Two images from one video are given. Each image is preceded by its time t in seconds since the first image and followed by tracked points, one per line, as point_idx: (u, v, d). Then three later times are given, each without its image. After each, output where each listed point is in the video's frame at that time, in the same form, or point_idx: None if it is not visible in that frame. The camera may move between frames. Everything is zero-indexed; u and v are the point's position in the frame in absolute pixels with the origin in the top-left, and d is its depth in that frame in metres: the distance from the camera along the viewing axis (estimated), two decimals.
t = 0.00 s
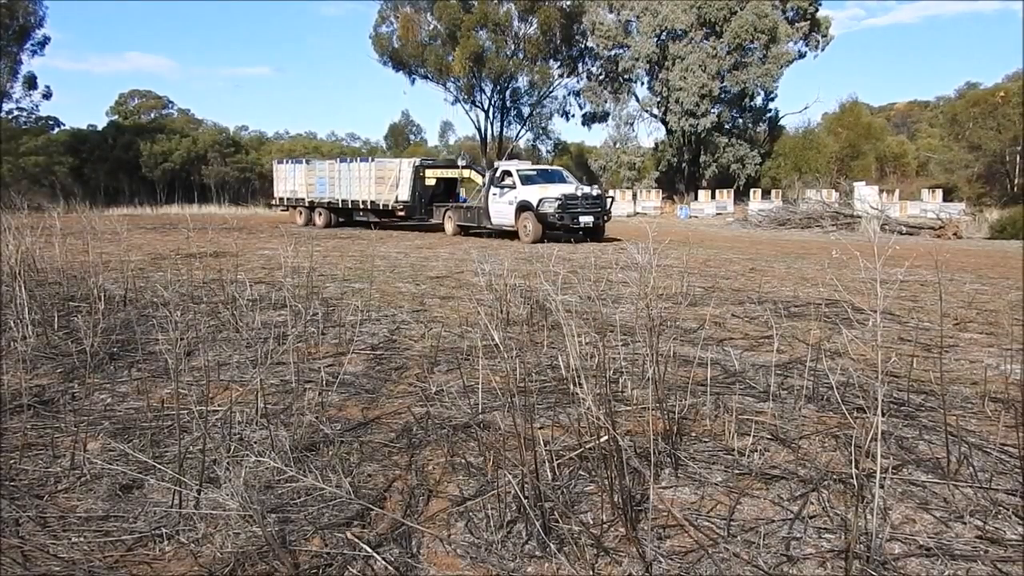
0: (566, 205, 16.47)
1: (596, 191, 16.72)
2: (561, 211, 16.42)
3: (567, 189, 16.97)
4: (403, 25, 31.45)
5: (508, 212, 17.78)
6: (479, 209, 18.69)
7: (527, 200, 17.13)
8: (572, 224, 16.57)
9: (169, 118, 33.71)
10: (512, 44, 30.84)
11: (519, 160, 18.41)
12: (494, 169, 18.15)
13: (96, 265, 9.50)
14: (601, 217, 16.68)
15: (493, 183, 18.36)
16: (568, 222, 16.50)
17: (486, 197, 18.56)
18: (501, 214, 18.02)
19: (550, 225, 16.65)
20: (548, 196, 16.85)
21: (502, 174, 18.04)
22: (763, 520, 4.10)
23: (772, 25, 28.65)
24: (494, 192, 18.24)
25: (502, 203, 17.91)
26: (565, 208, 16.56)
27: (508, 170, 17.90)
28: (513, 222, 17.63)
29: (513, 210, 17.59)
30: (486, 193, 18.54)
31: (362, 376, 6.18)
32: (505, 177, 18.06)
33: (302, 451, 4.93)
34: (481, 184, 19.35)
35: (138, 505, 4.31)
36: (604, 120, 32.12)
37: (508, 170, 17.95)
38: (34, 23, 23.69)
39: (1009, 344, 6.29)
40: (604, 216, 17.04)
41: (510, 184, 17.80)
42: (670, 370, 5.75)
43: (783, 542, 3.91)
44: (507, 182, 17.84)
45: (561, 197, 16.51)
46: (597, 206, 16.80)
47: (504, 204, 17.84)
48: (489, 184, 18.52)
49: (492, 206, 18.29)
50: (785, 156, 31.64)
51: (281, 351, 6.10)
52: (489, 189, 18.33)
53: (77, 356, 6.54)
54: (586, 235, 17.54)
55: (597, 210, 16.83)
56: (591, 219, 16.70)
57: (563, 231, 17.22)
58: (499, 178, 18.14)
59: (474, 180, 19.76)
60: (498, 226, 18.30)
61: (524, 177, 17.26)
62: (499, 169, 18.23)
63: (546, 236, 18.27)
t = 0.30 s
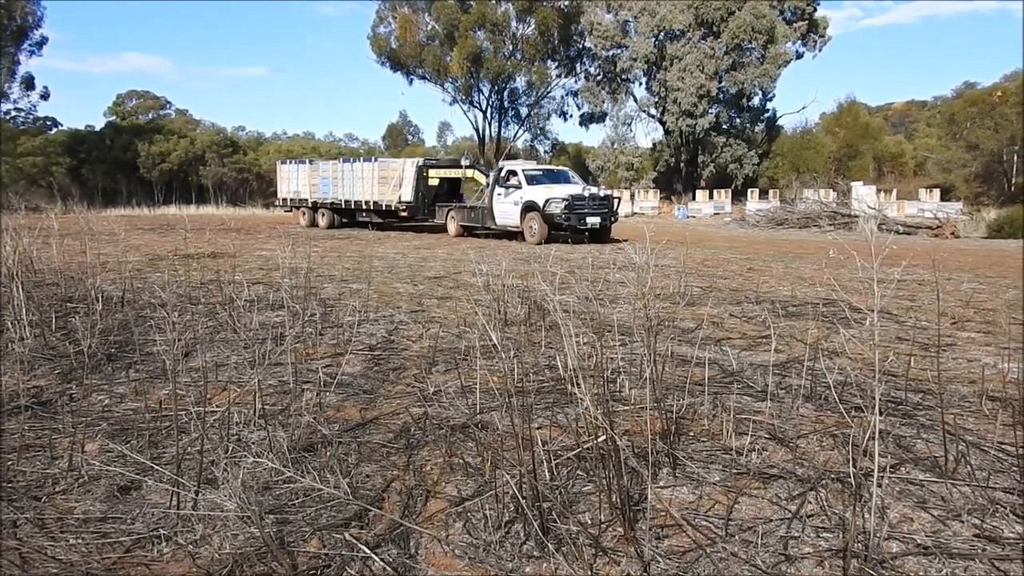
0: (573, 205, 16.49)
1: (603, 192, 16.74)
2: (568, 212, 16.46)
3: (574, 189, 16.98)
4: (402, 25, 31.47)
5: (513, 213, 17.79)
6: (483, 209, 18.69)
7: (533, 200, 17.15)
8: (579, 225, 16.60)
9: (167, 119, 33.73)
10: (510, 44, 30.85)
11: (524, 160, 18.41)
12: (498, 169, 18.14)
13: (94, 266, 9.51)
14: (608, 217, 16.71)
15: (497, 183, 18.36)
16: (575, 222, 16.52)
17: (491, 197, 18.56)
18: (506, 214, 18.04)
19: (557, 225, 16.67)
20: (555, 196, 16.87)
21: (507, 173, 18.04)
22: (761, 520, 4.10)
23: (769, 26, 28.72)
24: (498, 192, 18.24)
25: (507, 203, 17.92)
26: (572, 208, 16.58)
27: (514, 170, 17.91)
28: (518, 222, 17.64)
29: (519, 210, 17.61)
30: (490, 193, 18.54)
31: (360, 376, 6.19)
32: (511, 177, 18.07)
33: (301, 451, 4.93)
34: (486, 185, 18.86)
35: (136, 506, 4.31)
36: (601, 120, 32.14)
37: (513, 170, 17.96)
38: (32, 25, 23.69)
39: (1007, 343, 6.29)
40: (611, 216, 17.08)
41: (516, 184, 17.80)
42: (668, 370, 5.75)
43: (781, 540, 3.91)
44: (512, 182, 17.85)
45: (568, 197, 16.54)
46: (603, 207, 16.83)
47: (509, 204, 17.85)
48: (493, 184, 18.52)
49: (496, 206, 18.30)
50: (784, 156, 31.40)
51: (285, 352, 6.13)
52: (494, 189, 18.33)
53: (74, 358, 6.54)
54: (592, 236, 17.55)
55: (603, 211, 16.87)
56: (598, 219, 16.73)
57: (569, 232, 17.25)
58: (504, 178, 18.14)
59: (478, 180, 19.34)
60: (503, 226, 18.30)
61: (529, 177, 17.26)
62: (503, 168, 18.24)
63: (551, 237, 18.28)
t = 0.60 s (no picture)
0: (548, 206, 16.43)
1: (577, 192, 16.67)
2: (543, 212, 16.39)
3: (548, 189, 16.93)
4: (364, 25, 31.11)
5: (487, 213, 17.72)
6: (456, 210, 18.59)
7: (507, 201, 17.09)
8: (554, 225, 16.53)
9: (130, 121, 33.20)
10: (474, 44, 31.56)
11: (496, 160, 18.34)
12: (470, 169, 18.06)
13: (47, 270, 9.33)
14: (583, 218, 16.62)
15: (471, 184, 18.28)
16: (550, 223, 16.46)
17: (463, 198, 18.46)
18: (480, 215, 17.96)
19: (532, 226, 16.61)
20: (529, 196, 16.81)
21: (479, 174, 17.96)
22: (722, 516, 4.14)
23: (730, 27, 28.90)
24: (471, 193, 18.16)
25: (480, 203, 17.84)
26: (546, 209, 16.51)
27: (486, 170, 17.84)
28: (492, 223, 17.57)
29: (492, 210, 17.56)
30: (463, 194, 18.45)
31: (322, 379, 6.15)
32: (483, 177, 17.99)
33: (262, 456, 4.89)
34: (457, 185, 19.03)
35: (93, 515, 4.24)
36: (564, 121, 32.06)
37: (486, 170, 17.88)
38: None
39: (960, 339, 6.43)
40: (587, 216, 17.02)
41: (489, 184, 17.73)
42: (631, 369, 5.79)
43: (742, 536, 3.95)
44: (485, 182, 17.78)
45: (542, 198, 16.47)
46: (578, 207, 16.75)
47: (483, 205, 17.78)
48: (465, 184, 18.45)
49: (470, 207, 18.21)
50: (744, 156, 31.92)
51: (249, 355, 6.06)
52: (467, 190, 18.23)
53: (28, 364, 6.41)
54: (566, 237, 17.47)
55: (579, 211, 16.81)
56: (573, 220, 16.66)
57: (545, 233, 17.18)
58: (477, 179, 18.05)
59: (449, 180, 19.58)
60: (476, 227, 18.22)
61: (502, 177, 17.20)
62: (475, 169, 18.16)
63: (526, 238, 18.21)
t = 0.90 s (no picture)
0: (516, 206, 16.38)
1: (545, 192, 16.63)
2: (511, 213, 16.33)
3: (515, 189, 16.90)
4: (318, 25, 30.33)
5: (453, 214, 17.65)
6: (420, 211, 18.42)
7: (474, 202, 17.02)
8: (523, 226, 16.48)
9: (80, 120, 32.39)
10: (429, 45, 31.05)
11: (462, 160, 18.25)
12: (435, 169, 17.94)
13: None
14: (551, 218, 16.55)
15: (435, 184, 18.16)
16: (518, 224, 16.40)
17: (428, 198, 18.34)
18: (445, 216, 17.87)
19: (499, 227, 16.56)
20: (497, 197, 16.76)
21: (445, 174, 17.86)
22: (677, 513, 4.18)
23: (683, 29, 29.24)
24: (436, 193, 18.05)
25: (446, 204, 17.76)
26: (514, 209, 16.46)
27: (451, 170, 17.74)
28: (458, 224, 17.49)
29: (459, 211, 17.49)
30: (428, 194, 18.33)
31: (277, 382, 6.06)
32: (449, 177, 17.89)
33: (215, 460, 4.81)
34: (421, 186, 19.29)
35: (39, 523, 4.13)
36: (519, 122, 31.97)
37: (451, 170, 17.77)
38: None
39: (906, 336, 6.58)
40: (555, 217, 16.99)
41: (455, 184, 17.64)
42: (586, 368, 5.82)
43: (696, 532, 3.99)
44: (451, 182, 17.69)
45: (510, 198, 16.41)
46: (546, 207, 16.72)
47: (449, 206, 17.69)
48: (430, 184, 18.32)
49: (435, 207, 18.11)
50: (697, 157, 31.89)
51: (201, 358, 5.96)
52: (432, 190, 18.12)
53: None
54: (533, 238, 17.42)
55: (547, 211, 16.77)
56: (541, 220, 16.60)
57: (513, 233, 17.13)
58: (443, 179, 17.93)
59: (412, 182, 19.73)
60: (441, 228, 18.11)
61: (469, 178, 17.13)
62: (440, 168, 18.03)
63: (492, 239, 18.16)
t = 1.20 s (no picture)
0: (504, 212, 16.18)
1: (534, 198, 16.33)
2: (499, 219, 16.16)
3: (503, 194, 16.71)
4: (288, 28, 30.05)
5: (438, 219, 17.52)
6: (404, 216, 18.26)
7: (460, 207, 16.88)
8: (511, 232, 16.27)
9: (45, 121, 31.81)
10: (399, 49, 30.24)
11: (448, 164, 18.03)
12: (420, 173, 17.77)
13: None
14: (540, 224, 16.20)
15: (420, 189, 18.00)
16: (506, 230, 16.19)
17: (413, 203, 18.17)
18: (430, 221, 17.75)
19: (487, 233, 16.38)
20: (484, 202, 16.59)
21: (430, 178, 17.67)
22: (650, 517, 4.20)
23: (653, 35, 29.33)
24: (421, 198, 17.88)
25: (431, 209, 17.63)
26: (502, 215, 16.28)
27: (436, 175, 17.57)
28: (444, 229, 17.33)
29: (445, 216, 17.36)
30: (413, 199, 18.15)
31: (248, 389, 5.99)
32: (434, 182, 17.70)
33: (184, 468, 4.75)
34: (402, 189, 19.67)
35: (4, 535, 4.04)
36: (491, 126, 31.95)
37: (436, 174, 17.60)
38: None
39: (874, 339, 6.68)
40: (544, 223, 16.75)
41: (440, 189, 17.47)
42: (559, 373, 5.83)
43: (669, 537, 4.01)
44: (436, 187, 17.54)
45: (498, 204, 16.23)
46: (535, 213, 16.41)
47: (435, 211, 17.55)
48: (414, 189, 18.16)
49: (420, 212, 17.96)
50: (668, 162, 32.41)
51: (170, 364, 5.87)
52: (417, 195, 17.95)
53: None
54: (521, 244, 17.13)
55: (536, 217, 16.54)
56: (530, 226, 16.28)
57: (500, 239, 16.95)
58: (428, 183, 17.74)
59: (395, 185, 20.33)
60: (425, 233, 18.03)
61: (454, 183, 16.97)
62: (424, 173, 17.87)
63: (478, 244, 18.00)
